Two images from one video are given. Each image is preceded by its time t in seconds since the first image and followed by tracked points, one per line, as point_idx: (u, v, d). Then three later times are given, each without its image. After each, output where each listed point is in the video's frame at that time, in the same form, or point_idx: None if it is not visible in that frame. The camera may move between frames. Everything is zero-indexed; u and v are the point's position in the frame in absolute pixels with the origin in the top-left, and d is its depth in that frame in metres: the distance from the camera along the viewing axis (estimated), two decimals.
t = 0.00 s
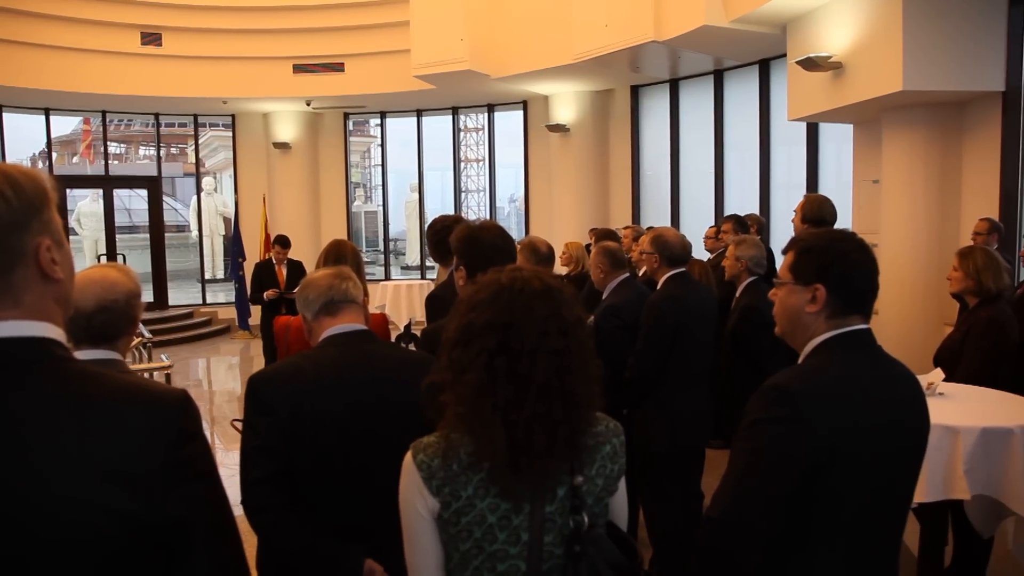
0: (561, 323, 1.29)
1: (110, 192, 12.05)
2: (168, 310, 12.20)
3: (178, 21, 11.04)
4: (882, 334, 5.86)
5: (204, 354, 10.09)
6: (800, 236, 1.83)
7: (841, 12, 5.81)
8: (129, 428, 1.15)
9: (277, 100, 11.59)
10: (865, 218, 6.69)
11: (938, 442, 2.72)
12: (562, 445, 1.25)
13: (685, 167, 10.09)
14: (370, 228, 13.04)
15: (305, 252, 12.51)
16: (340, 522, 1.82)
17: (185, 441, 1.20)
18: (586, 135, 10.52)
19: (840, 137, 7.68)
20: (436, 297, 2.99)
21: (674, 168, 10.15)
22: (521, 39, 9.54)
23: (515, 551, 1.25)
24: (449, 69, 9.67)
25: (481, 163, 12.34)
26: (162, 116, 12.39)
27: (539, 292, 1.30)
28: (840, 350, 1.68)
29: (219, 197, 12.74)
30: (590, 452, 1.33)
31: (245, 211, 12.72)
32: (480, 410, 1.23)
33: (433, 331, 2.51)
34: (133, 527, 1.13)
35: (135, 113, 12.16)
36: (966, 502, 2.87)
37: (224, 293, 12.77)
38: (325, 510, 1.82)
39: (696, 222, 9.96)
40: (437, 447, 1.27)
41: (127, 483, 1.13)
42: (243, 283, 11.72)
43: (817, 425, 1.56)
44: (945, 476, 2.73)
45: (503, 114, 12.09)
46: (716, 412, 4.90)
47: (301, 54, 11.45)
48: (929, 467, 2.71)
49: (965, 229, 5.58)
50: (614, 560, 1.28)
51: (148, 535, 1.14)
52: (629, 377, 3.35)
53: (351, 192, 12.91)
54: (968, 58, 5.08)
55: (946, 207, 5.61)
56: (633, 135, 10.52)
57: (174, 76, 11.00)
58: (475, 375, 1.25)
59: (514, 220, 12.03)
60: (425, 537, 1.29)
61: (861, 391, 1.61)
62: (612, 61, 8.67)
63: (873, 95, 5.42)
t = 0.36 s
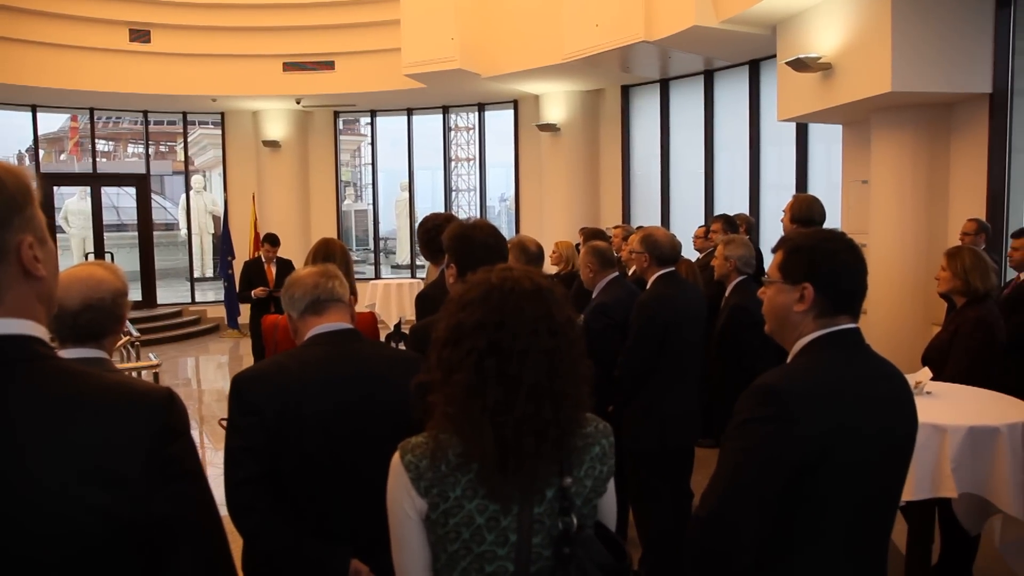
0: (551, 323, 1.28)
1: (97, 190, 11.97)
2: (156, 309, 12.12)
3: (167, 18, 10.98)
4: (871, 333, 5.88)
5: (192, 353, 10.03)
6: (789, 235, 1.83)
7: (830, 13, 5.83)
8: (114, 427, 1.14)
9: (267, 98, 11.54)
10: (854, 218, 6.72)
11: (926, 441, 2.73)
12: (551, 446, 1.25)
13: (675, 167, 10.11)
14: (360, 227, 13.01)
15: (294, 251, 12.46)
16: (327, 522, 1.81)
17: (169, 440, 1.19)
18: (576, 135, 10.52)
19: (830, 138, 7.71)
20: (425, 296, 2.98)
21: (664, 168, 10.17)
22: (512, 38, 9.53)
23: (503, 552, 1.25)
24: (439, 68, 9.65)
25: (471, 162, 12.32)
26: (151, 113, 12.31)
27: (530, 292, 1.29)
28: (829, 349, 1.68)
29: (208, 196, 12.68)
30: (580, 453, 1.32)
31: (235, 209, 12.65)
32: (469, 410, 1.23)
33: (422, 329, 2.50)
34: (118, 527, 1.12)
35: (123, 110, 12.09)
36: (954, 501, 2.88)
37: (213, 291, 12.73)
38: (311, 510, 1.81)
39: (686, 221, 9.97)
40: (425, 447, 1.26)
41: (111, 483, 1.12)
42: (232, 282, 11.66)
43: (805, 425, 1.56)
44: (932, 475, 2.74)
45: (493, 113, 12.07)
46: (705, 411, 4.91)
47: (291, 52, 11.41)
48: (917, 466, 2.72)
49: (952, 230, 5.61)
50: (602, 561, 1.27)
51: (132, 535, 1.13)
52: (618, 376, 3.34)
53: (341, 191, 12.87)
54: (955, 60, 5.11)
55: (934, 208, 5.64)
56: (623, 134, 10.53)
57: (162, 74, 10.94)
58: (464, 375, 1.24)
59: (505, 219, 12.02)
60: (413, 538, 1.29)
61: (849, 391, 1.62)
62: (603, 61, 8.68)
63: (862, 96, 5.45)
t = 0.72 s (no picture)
0: (541, 321, 1.27)
1: (87, 191, 11.88)
2: (148, 310, 12.06)
3: (155, 17, 10.91)
4: (864, 327, 5.89)
5: (184, 354, 9.98)
6: (780, 230, 1.83)
7: (819, 7, 5.84)
8: (102, 428, 1.13)
9: (256, 96, 11.49)
10: (845, 212, 6.73)
11: (919, 434, 2.73)
12: (543, 444, 1.24)
13: (667, 163, 10.10)
14: (351, 226, 12.96)
15: (286, 250, 12.41)
16: (318, 523, 1.80)
17: (159, 439, 1.17)
18: (568, 132, 10.51)
19: (821, 133, 7.72)
20: (416, 294, 2.97)
21: (656, 164, 10.17)
22: (502, 35, 9.51)
23: (495, 552, 1.24)
24: (429, 66, 9.62)
25: (463, 160, 12.30)
26: (140, 113, 12.24)
27: (519, 289, 1.28)
28: (821, 343, 1.68)
29: (199, 196, 12.62)
30: (572, 451, 1.31)
31: (225, 209, 12.59)
32: (459, 410, 1.22)
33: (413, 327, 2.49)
34: (107, 529, 1.11)
35: (112, 110, 12.01)
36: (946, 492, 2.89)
37: (205, 292, 12.68)
38: (303, 512, 1.79)
39: (678, 217, 9.97)
40: (415, 448, 1.25)
41: (99, 484, 1.11)
42: (224, 282, 11.62)
43: (796, 419, 1.56)
44: (926, 467, 2.74)
45: (484, 111, 12.05)
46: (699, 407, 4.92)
47: (281, 51, 11.36)
48: (910, 458, 2.72)
49: (942, 223, 5.63)
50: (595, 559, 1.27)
51: (123, 537, 1.12)
52: (611, 373, 3.34)
53: (333, 189, 12.82)
54: (944, 53, 5.14)
55: (924, 201, 5.65)
56: (615, 130, 10.52)
57: (151, 73, 10.87)
58: (453, 374, 1.23)
59: (497, 217, 12.00)
60: (404, 539, 1.28)
61: (842, 384, 1.62)
62: (594, 57, 8.66)
63: (852, 91, 5.46)
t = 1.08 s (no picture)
0: (533, 318, 1.27)
1: (78, 188, 11.81)
2: (140, 308, 12.01)
3: (146, 13, 10.84)
4: (856, 324, 5.91)
5: (177, 352, 9.95)
6: (774, 225, 1.83)
7: (812, 4, 5.84)
8: (90, 427, 1.11)
9: (248, 93, 11.45)
10: (837, 208, 6.75)
11: (910, 430, 2.74)
12: (535, 443, 1.23)
13: (661, 160, 10.11)
14: (344, 223, 12.93)
15: (278, 247, 12.37)
16: (308, 523, 1.79)
17: (147, 437, 1.16)
18: (561, 128, 10.50)
19: (813, 129, 7.73)
20: (408, 291, 2.96)
21: (649, 160, 10.17)
22: (494, 31, 9.49)
23: (487, 550, 1.24)
24: (422, 62, 9.59)
25: (456, 156, 12.28)
26: (131, 110, 12.17)
27: (511, 286, 1.28)
28: (813, 339, 1.68)
29: (191, 193, 12.57)
30: (564, 449, 1.31)
31: (218, 206, 12.54)
32: (451, 408, 1.21)
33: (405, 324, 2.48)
34: (94, 530, 1.10)
35: (103, 107, 11.95)
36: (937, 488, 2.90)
37: (197, 289, 12.64)
38: (293, 511, 1.78)
39: (671, 213, 9.98)
40: (407, 446, 1.24)
41: (86, 483, 1.09)
42: (216, 280, 11.58)
43: (788, 416, 1.56)
44: (916, 463, 2.75)
45: (477, 107, 12.02)
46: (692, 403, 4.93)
47: (273, 47, 11.31)
48: (901, 453, 2.73)
49: (934, 219, 5.65)
50: (587, 557, 1.26)
51: (110, 536, 1.11)
52: (604, 369, 3.34)
53: (325, 186, 12.79)
54: (936, 50, 5.15)
55: (916, 197, 5.67)
56: (608, 127, 10.51)
57: (142, 70, 10.81)
58: (445, 372, 1.22)
59: (490, 214, 11.98)
60: (395, 538, 1.27)
61: (835, 382, 1.61)
62: (587, 53, 8.64)
63: (844, 87, 5.47)
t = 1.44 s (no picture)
0: (537, 321, 1.26)
1: (82, 191, 11.84)
2: (144, 311, 12.03)
3: (150, 17, 10.87)
4: (860, 327, 5.90)
5: (180, 355, 9.96)
6: (777, 229, 1.83)
7: (814, 7, 5.84)
8: (91, 431, 1.11)
9: (252, 97, 11.47)
10: (840, 211, 6.74)
11: (915, 433, 2.73)
12: (539, 446, 1.23)
13: (663, 163, 10.11)
14: (348, 226, 12.94)
15: (282, 251, 12.38)
16: (312, 527, 1.78)
17: (148, 441, 1.16)
18: (564, 131, 10.51)
19: (816, 132, 7.73)
20: (412, 294, 2.96)
21: (652, 164, 10.17)
22: (496, 34, 9.50)
23: (491, 554, 1.23)
24: (425, 65, 9.60)
25: (459, 160, 12.29)
26: (135, 114, 12.20)
27: (514, 290, 1.27)
28: (817, 343, 1.67)
29: (195, 196, 12.60)
30: (567, 452, 1.31)
31: (222, 210, 12.56)
32: (455, 412, 1.21)
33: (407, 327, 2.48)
34: (97, 534, 1.09)
35: (107, 111, 11.98)
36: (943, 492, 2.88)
37: (201, 292, 12.66)
38: (296, 516, 1.78)
39: (674, 216, 9.98)
40: (410, 450, 1.24)
41: (88, 487, 1.09)
42: (220, 283, 11.59)
43: (792, 418, 1.55)
44: (921, 467, 2.74)
45: (480, 110, 12.04)
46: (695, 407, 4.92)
47: (276, 51, 11.34)
48: (906, 457, 2.71)
49: (938, 222, 5.63)
50: (591, 560, 1.26)
51: (112, 539, 1.10)
52: (608, 373, 3.33)
53: (328, 189, 12.81)
54: (938, 52, 5.14)
55: (920, 200, 5.66)
56: (611, 130, 10.52)
57: (146, 74, 10.84)
58: (449, 376, 1.22)
59: (493, 217, 11.99)
60: (399, 542, 1.27)
61: (839, 384, 1.61)
62: (590, 56, 8.65)
63: (847, 90, 5.46)
